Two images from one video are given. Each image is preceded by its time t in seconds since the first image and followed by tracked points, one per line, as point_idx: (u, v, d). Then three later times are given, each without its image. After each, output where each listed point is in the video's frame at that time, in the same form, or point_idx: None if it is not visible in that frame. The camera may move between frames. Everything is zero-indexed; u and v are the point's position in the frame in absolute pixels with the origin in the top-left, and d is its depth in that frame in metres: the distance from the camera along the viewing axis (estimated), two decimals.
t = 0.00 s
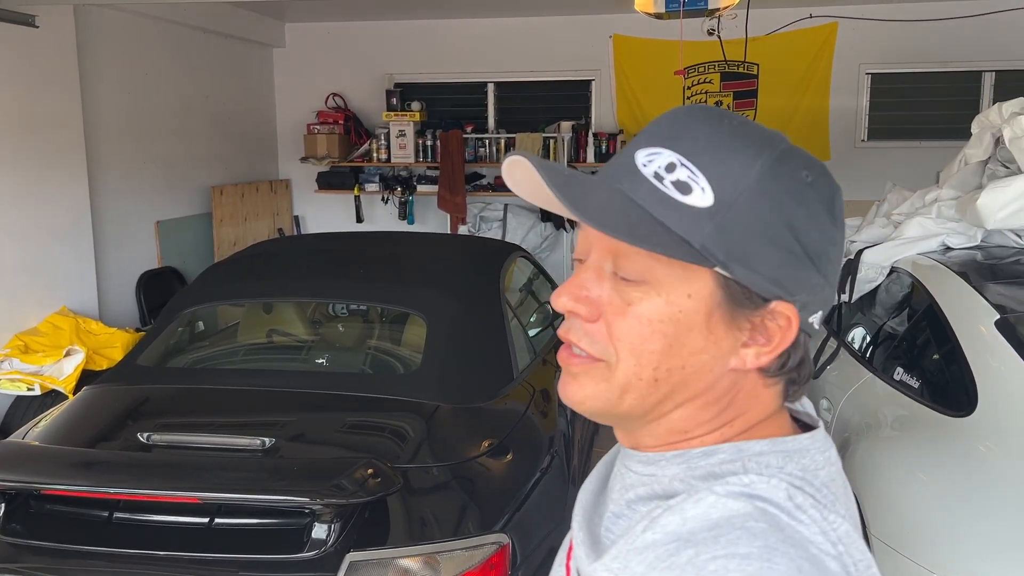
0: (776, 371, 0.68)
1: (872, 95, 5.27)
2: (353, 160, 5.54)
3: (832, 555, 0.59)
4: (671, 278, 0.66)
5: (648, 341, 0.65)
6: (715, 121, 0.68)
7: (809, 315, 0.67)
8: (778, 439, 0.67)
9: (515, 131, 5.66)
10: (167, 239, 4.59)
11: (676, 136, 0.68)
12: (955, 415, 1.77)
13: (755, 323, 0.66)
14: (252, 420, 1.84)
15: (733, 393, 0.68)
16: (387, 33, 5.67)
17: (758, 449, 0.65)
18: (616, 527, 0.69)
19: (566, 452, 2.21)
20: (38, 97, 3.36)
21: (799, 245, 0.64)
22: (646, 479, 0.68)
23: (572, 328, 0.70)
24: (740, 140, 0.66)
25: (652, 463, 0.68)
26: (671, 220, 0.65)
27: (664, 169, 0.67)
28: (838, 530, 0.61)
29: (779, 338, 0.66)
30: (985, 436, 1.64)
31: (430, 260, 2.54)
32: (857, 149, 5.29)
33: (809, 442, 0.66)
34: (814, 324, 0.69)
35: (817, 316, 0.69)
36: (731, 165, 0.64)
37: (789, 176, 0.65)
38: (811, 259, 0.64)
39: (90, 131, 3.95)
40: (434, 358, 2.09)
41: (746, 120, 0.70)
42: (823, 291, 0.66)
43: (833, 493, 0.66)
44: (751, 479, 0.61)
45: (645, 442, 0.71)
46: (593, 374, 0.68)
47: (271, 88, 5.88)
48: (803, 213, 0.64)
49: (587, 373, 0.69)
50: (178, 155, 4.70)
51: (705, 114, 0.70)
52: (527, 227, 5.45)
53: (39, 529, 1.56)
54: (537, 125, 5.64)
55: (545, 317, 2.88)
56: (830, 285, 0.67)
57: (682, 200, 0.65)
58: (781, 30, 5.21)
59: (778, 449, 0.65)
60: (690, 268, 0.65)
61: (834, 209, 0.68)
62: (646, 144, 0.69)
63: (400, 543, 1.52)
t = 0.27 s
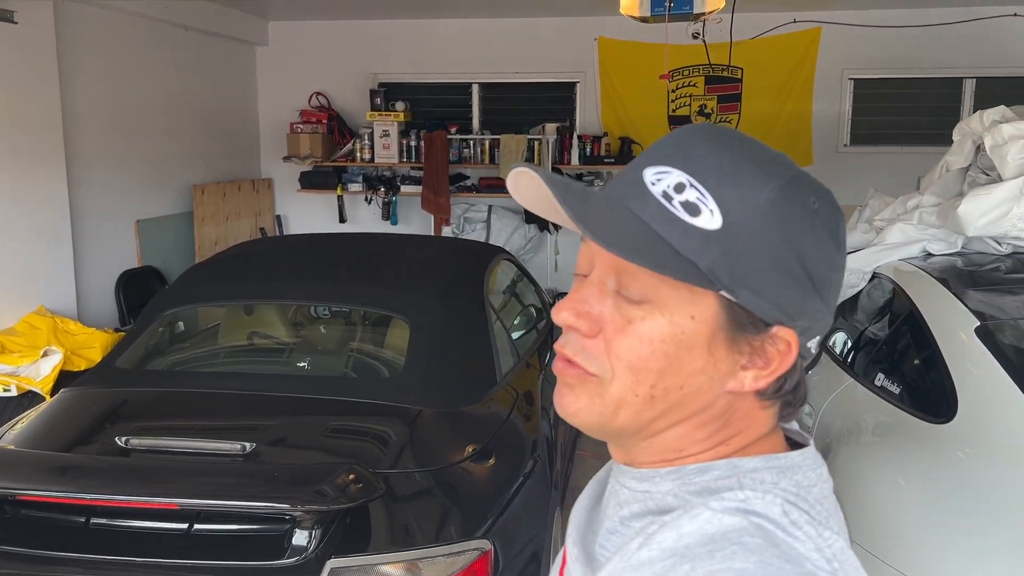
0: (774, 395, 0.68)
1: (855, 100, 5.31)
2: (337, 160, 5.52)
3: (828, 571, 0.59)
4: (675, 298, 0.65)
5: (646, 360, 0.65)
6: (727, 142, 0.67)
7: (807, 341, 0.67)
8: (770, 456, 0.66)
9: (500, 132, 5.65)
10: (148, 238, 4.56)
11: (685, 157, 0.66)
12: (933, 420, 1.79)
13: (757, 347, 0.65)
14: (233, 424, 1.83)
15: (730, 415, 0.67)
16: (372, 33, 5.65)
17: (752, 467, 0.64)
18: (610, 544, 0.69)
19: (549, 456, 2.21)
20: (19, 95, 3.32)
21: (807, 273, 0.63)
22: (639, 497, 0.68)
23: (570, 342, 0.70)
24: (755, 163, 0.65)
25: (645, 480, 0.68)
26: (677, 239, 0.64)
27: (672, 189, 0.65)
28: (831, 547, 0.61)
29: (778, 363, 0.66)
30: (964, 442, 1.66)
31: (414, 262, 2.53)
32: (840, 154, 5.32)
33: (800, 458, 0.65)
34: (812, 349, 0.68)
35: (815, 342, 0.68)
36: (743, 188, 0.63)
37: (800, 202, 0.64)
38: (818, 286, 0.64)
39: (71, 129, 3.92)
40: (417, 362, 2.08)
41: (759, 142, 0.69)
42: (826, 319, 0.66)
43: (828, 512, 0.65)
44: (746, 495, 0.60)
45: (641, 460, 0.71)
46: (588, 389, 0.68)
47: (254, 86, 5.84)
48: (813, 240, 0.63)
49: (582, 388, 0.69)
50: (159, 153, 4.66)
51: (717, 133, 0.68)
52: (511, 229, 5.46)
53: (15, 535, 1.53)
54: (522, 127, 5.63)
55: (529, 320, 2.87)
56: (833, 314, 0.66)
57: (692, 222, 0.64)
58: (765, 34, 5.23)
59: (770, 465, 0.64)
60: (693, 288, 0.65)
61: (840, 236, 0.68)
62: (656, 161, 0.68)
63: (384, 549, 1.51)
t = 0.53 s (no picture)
0: (823, 419, 0.75)
1: (846, 102, 5.32)
2: (328, 155, 5.48)
3: None
4: (763, 324, 0.69)
5: (729, 383, 0.69)
6: (825, 168, 0.73)
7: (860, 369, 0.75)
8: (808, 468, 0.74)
9: (492, 129, 5.64)
10: (135, 232, 4.51)
11: (787, 180, 0.72)
12: (923, 424, 1.79)
13: (826, 377, 0.71)
14: (223, 422, 1.81)
15: (784, 435, 0.74)
16: (364, 28, 5.61)
17: (793, 482, 0.71)
18: (645, 561, 0.77)
19: (542, 458, 2.19)
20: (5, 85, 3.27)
21: (884, 309, 0.70)
22: (677, 514, 0.76)
23: (641, 353, 0.73)
24: (852, 195, 0.71)
25: (683, 496, 0.76)
26: (778, 265, 0.68)
27: (778, 208, 0.70)
28: (879, 564, 0.70)
29: (838, 393, 0.72)
30: (955, 447, 1.67)
31: (407, 260, 2.51)
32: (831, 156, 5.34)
33: (838, 471, 0.74)
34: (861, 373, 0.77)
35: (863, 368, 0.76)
36: (845, 218, 0.69)
37: (885, 240, 0.70)
38: (887, 320, 0.70)
39: (58, 120, 3.87)
40: (411, 362, 2.07)
41: (847, 171, 0.75)
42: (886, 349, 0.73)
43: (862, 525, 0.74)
44: (790, 514, 0.69)
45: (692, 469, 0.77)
46: (662, 402, 0.72)
47: (244, 80, 5.80)
48: (891, 278, 0.70)
49: (653, 399, 0.73)
50: (149, 146, 4.62)
51: (815, 156, 0.74)
52: (502, 227, 5.45)
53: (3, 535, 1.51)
54: (514, 125, 5.62)
55: (521, 320, 2.86)
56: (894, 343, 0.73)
57: (794, 244, 0.68)
58: (759, 35, 5.23)
59: (810, 479, 0.72)
60: (784, 316, 0.69)
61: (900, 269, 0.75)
62: (758, 174, 0.73)
63: (377, 551, 1.50)
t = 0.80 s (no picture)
0: (804, 409, 0.78)
1: (833, 103, 5.36)
2: (314, 149, 5.46)
3: (855, 567, 0.68)
4: (754, 316, 0.72)
5: (719, 372, 0.72)
6: (816, 162, 0.74)
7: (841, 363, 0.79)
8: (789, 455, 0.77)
9: (480, 126, 5.63)
10: (119, 223, 4.48)
11: (778, 173, 0.74)
12: (905, 424, 1.78)
13: (812, 369, 0.75)
14: (206, 415, 1.80)
15: (767, 425, 0.77)
16: (352, 22, 5.59)
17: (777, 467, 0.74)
18: (629, 551, 0.77)
19: (527, 454, 2.19)
20: None
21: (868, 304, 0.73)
22: (661, 503, 0.77)
23: (634, 343, 0.75)
24: (841, 189, 0.73)
25: (667, 485, 0.77)
26: (773, 257, 0.70)
27: (771, 201, 0.72)
28: (859, 546, 0.70)
29: (821, 383, 0.76)
30: (937, 445, 1.67)
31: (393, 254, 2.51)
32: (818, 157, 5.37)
33: (817, 459, 0.75)
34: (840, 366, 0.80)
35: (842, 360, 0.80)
36: (834, 212, 0.71)
37: (873, 233, 0.73)
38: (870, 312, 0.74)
39: (42, 111, 3.83)
40: (395, 357, 2.07)
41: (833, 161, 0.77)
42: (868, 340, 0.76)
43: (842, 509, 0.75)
44: (773, 498, 0.69)
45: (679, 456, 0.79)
46: (652, 391, 0.74)
47: (231, 72, 5.77)
48: (876, 272, 0.73)
49: (643, 387, 0.75)
50: (135, 138, 4.59)
51: (803, 149, 0.76)
52: (489, 224, 5.45)
53: None
54: (502, 121, 5.62)
55: (507, 316, 2.86)
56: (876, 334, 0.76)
57: (785, 237, 0.71)
58: (747, 35, 5.25)
59: (792, 465, 0.73)
60: (773, 308, 0.72)
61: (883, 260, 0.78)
62: (748, 167, 0.75)
63: (358, 544, 1.49)
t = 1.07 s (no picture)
0: (796, 412, 0.78)
1: (826, 104, 5.36)
2: (305, 143, 5.43)
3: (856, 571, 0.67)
4: (746, 320, 0.72)
5: (714, 376, 0.72)
6: (804, 165, 0.75)
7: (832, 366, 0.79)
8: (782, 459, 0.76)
9: (473, 122, 5.62)
10: (107, 216, 4.45)
11: (767, 175, 0.73)
12: (894, 427, 1.77)
13: (803, 371, 0.75)
14: (192, 412, 1.78)
15: (761, 428, 0.77)
16: (345, 15, 5.56)
17: (771, 471, 0.73)
18: (626, 558, 0.76)
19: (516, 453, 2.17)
20: None
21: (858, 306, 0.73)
22: (657, 510, 0.76)
23: (625, 350, 0.74)
24: (829, 192, 0.73)
25: (662, 492, 0.76)
26: (766, 259, 0.70)
27: (760, 204, 0.72)
28: (857, 549, 0.69)
29: (813, 386, 0.76)
30: (925, 449, 1.67)
31: (383, 250, 2.49)
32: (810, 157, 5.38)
33: (812, 462, 0.75)
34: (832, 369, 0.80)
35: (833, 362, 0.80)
36: (823, 214, 0.71)
37: (862, 235, 0.73)
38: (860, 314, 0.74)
39: (29, 102, 3.79)
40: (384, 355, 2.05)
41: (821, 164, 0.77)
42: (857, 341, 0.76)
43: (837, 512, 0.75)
44: (769, 503, 0.69)
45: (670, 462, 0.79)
46: (646, 396, 0.73)
47: (222, 65, 5.73)
48: (866, 275, 0.73)
49: (636, 393, 0.74)
50: (124, 129, 4.56)
51: (791, 151, 0.76)
52: (480, 221, 5.42)
53: None
54: (495, 117, 5.60)
55: (497, 314, 2.84)
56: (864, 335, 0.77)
57: (776, 240, 0.70)
58: (741, 35, 5.25)
59: (787, 469, 0.74)
60: (765, 310, 0.72)
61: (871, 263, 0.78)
62: (737, 170, 0.75)
63: (345, 543, 1.47)
